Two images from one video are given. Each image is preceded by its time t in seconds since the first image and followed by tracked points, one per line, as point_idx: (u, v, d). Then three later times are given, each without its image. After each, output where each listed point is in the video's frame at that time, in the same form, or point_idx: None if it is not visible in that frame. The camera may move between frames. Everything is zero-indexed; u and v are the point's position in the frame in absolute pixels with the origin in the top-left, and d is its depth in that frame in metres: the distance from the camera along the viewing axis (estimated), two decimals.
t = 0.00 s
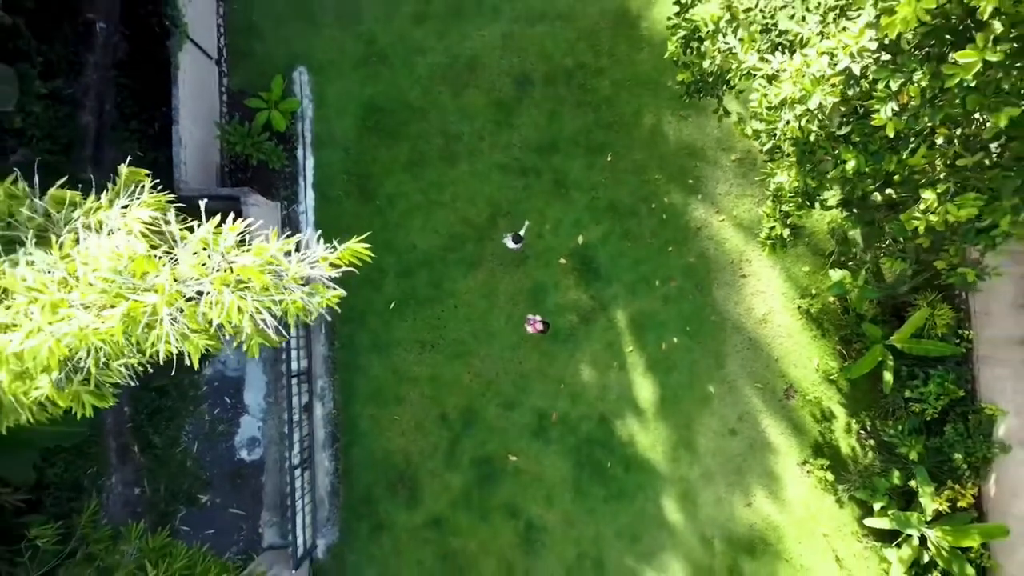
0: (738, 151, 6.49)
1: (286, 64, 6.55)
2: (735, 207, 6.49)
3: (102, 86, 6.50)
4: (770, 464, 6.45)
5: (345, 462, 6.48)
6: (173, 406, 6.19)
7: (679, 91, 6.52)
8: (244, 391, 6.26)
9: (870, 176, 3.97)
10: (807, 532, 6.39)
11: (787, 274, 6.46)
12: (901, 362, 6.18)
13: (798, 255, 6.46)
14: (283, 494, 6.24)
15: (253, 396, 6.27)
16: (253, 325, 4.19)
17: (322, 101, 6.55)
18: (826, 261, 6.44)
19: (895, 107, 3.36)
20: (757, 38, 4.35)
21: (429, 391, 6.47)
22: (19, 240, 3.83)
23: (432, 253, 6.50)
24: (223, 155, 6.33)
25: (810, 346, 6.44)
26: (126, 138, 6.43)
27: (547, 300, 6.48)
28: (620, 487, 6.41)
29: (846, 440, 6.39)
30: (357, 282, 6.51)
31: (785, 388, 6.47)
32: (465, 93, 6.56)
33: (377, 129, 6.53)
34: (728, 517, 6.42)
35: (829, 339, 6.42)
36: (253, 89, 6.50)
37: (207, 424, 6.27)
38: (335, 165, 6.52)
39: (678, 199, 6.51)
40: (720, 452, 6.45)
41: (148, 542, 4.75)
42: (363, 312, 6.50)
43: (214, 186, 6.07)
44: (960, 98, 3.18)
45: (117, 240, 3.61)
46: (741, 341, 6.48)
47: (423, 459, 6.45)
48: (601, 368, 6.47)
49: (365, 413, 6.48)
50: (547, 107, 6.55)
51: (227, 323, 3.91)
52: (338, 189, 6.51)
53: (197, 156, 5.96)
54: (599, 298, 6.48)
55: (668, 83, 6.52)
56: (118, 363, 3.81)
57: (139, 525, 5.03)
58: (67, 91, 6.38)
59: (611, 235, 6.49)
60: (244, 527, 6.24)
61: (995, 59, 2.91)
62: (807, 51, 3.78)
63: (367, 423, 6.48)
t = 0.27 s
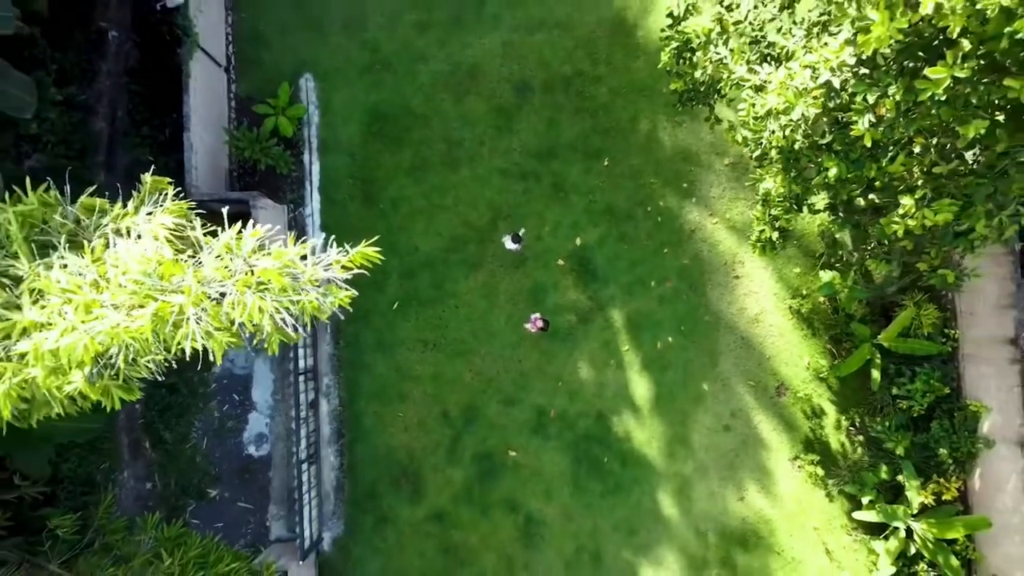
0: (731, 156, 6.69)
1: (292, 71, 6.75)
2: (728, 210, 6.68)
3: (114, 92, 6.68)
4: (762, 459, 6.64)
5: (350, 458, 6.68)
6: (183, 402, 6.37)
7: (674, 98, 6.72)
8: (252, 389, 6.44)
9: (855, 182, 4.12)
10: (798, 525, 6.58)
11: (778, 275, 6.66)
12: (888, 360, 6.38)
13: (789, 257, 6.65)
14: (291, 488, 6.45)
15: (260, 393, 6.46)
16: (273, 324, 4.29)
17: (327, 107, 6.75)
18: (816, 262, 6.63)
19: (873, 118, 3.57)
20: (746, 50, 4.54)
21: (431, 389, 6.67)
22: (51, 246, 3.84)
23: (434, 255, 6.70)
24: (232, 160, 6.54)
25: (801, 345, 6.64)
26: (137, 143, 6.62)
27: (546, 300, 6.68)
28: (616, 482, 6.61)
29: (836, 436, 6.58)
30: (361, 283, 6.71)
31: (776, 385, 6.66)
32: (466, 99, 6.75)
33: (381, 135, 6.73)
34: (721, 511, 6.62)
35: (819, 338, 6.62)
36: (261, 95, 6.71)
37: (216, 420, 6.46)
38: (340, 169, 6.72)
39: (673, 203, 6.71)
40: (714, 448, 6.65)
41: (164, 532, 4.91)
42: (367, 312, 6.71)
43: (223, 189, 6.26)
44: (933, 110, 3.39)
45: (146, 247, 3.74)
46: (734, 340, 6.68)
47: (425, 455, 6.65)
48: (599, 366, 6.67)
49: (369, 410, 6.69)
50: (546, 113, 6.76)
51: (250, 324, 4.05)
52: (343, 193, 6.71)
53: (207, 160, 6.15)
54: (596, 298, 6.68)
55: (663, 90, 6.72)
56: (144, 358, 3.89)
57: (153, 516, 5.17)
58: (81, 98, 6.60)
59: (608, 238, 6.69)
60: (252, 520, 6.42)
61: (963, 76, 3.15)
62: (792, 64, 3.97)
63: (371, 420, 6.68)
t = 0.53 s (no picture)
0: (724, 161, 6.93)
1: (300, 79, 6.98)
2: (721, 214, 6.92)
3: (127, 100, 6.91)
4: (754, 455, 6.87)
5: (356, 454, 6.91)
6: (195, 400, 6.54)
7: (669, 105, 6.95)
8: (261, 387, 6.59)
9: (838, 191, 4.24)
10: (789, 519, 6.81)
11: (769, 276, 6.89)
12: (875, 358, 6.60)
13: (780, 259, 6.88)
14: (298, 484, 6.58)
15: (269, 391, 6.61)
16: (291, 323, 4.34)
17: (333, 114, 6.98)
18: (806, 265, 6.86)
19: (849, 132, 3.82)
20: (734, 65, 4.72)
21: (434, 387, 6.90)
22: (85, 251, 3.90)
23: (436, 257, 6.93)
24: (241, 165, 6.77)
25: (792, 344, 6.86)
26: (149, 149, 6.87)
27: (545, 301, 6.91)
28: (612, 476, 6.84)
29: (825, 432, 6.80)
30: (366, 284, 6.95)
31: (767, 383, 6.89)
32: (468, 106, 6.98)
33: (386, 141, 6.96)
34: (715, 505, 6.85)
35: (809, 338, 6.84)
36: (269, 103, 6.95)
37: (226, 417, 6.65)
38: (346, 174, 6.95)
39: (668, 207, 6.94)
40: (707, 444, 6.88)
41: (182, 522, 5.14)
42: (372, 313, 6.94)
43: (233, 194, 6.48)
44: (907, 124, 3.64)
45: (176, 253, 3.78)
46: (726, 339, 6.91)
47: (428, 450, 6.88)
48: (596, 365, 6.90)
49: (374, 407, 6.92)
50: (544, 120, 6.99)
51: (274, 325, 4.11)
52: (348, 197, 6.94)
53: (218, 167, 6.37)
54: (594, 299, 6.91)
55: (659, 97, 6.95)
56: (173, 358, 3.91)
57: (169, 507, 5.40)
58: (95, 105, 6.70)
59: (605, 240, 6.92)
60: (262, 514, 6.61)
61: (931, 93, 3.42)
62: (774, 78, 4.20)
63: (376, 416, 6.91)
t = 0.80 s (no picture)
0: (719, 165, 7.11)
1: (305, 86, 7.17)
2: (715, 217, 7.10)
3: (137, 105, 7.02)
4: (748, 451, 7.05)
5: (360, 450, 7.09)
6: (203, 398, 6.74)
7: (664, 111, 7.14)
8: (268, 385, 6.84)
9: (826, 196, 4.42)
10: (781, 513, 6.99)
11: (763, 277, 7.07)
12: (865, 357, 6.80)
13: (772, 260, 7.06)
14: (304, 481, 6.85)
15: (275, 389, 6.86)
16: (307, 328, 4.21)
17: (338, 119, 7.17)
18: (798, 266, 7.04)
19: (833, 141, 3.95)
20: (728, 73, 4.88)
21: (436, 385, 7.08)
22: (107, 255, 3.99)
23: (438, 259, 7.11)
24: (249, 169, 6.95)
25: (785, 343, 7.04)
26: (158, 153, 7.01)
27: (544, 301, 7.10)
28: (610, 472, 7.02)
29: (817, 429, 6.98)
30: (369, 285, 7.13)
31: (761, 381, 7.07)
32: (469, 112, 7.17)
33: (389, 145, 7.14)
34: (709, 500, 7.03)
35: (801, 337, 7.03)
36: (276, 108, 7.13)
37: (234, 415, 6.87)
38: (350, 177, 7.13)
39: (664, 210, 7.12)
40: (702, 440, 7.06)
41: (194, 515, 5.33)
42: (376, 313, 7.13)
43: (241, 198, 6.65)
44: (886, 134, 3.83)
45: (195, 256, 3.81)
46: (721, 339, 7.09)
47: (430, 447, 7.06)
48: (594, 364, 7.08)
49: (377, 405, 7.10)
50: (544, 125, 7.17)
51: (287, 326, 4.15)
52: (352, 201, 7.12)
53: (226, 171, 6.55)
54: (591, 299, 7.10)
55: (655, 103, 7.13)
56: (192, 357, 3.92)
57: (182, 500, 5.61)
58: (106, 110, 6.90)
59: (602, 242, 7.10)
60: (268, 508, 6.83)
61: (908, 105, 3.61)
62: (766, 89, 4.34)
63: (379, 414, 7.10)
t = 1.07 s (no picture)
0: (712, 169, 7.32)
1: (310, 93, 7.38)
2: (709, 219, 7.31)
3: (147, 111, 7.25)
4: (740, 447, 7.26)
5: (364, 446, 7.31)
6: (212, 395, 6.99)
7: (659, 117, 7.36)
8: (274, 382, 6.90)
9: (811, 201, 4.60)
10: (773, 508, 7.20)
11: (755, 278, 7.28)
12: (853, 356, 7.01)
13: (764, 262, 7.28)
14: (310, 474, 6.89)
15: (282, 386, 6.92)
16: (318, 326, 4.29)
17: (342, 125, 7.39)
18: (789, 267, 7.25)
19: (814, 150, 4.19)
20: (719, 84, 5.07)
21: (438, 383, 7.30)
22: (132, 260, 4.01)
23: (440, 260, 7.33)
24: (256, 174, 7.17)
25: (776, 342, 7.26)
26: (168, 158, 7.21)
27: (543, 302, 7.31)
28: (606, 468, 7.24)
29: (807, 426, 7.18)
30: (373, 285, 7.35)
31: (753, 379, 7.28)
32: (470, 118, 7.38)
33: (392, 150, 7.36)
34: (703, 494, 7.24)
35: (792, 336, 7.23)
36: (282, 115, 7.35)
37: (241, 411, 6.98)
38: (355, 181, 7.35)
39: (660, 213, 7.34)
40: (696, 437, 7.28)
41: (206, 506, 5.55)
42: (380, 313, 7.35)
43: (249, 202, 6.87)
44: (865, 144, 4.04)
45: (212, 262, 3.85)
46: (714, 338, 7.30)
47: (432, 443, 7.28)
48: (591, 362, 7.29)
49: (380, 402, 7.32)
50: (542, 131, 7.38)
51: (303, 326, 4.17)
52: (357, 204, 7.34)
53: (234, 176, 6.76)
54: (589, 300, 7.31)
55: (650, 109, 7.35)
56: (212, 356, 3.96)
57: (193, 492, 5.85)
58: (117, 116, 7.13)
59: (599, 244, 7.32)
60: (275, 503, 6.88)
61: (883, 117, 3.83)
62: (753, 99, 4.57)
63: (382, 411, 7.32)
